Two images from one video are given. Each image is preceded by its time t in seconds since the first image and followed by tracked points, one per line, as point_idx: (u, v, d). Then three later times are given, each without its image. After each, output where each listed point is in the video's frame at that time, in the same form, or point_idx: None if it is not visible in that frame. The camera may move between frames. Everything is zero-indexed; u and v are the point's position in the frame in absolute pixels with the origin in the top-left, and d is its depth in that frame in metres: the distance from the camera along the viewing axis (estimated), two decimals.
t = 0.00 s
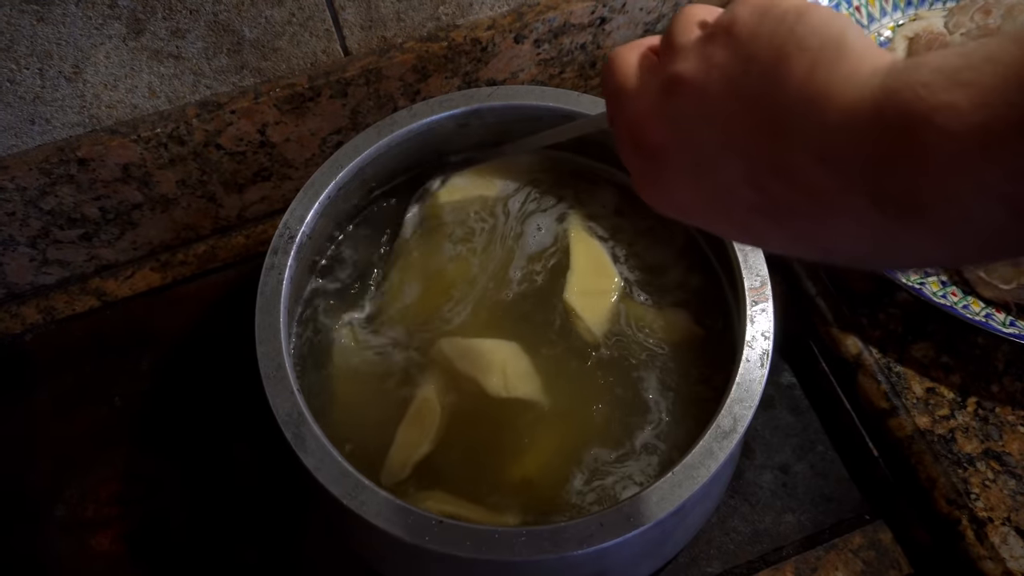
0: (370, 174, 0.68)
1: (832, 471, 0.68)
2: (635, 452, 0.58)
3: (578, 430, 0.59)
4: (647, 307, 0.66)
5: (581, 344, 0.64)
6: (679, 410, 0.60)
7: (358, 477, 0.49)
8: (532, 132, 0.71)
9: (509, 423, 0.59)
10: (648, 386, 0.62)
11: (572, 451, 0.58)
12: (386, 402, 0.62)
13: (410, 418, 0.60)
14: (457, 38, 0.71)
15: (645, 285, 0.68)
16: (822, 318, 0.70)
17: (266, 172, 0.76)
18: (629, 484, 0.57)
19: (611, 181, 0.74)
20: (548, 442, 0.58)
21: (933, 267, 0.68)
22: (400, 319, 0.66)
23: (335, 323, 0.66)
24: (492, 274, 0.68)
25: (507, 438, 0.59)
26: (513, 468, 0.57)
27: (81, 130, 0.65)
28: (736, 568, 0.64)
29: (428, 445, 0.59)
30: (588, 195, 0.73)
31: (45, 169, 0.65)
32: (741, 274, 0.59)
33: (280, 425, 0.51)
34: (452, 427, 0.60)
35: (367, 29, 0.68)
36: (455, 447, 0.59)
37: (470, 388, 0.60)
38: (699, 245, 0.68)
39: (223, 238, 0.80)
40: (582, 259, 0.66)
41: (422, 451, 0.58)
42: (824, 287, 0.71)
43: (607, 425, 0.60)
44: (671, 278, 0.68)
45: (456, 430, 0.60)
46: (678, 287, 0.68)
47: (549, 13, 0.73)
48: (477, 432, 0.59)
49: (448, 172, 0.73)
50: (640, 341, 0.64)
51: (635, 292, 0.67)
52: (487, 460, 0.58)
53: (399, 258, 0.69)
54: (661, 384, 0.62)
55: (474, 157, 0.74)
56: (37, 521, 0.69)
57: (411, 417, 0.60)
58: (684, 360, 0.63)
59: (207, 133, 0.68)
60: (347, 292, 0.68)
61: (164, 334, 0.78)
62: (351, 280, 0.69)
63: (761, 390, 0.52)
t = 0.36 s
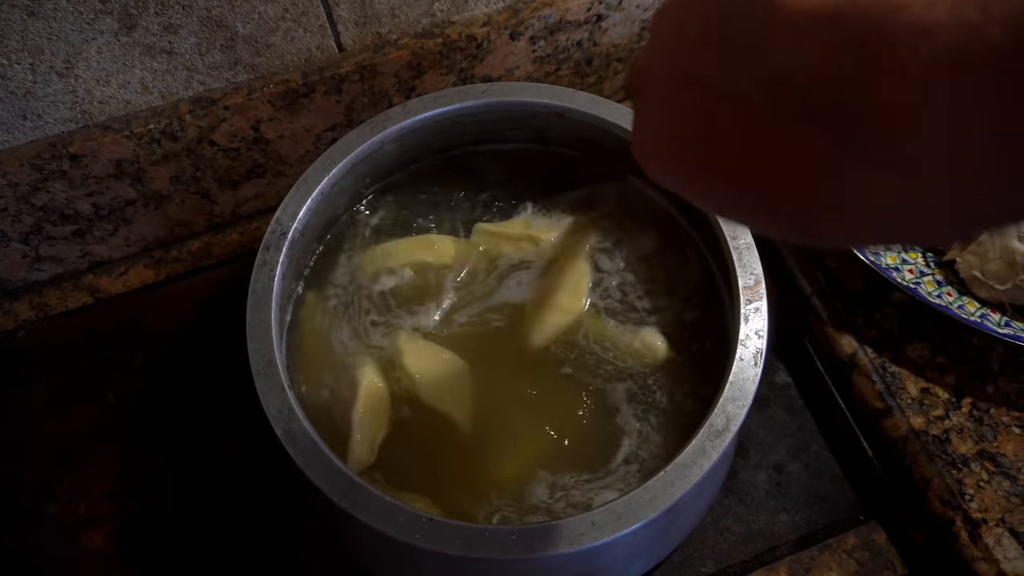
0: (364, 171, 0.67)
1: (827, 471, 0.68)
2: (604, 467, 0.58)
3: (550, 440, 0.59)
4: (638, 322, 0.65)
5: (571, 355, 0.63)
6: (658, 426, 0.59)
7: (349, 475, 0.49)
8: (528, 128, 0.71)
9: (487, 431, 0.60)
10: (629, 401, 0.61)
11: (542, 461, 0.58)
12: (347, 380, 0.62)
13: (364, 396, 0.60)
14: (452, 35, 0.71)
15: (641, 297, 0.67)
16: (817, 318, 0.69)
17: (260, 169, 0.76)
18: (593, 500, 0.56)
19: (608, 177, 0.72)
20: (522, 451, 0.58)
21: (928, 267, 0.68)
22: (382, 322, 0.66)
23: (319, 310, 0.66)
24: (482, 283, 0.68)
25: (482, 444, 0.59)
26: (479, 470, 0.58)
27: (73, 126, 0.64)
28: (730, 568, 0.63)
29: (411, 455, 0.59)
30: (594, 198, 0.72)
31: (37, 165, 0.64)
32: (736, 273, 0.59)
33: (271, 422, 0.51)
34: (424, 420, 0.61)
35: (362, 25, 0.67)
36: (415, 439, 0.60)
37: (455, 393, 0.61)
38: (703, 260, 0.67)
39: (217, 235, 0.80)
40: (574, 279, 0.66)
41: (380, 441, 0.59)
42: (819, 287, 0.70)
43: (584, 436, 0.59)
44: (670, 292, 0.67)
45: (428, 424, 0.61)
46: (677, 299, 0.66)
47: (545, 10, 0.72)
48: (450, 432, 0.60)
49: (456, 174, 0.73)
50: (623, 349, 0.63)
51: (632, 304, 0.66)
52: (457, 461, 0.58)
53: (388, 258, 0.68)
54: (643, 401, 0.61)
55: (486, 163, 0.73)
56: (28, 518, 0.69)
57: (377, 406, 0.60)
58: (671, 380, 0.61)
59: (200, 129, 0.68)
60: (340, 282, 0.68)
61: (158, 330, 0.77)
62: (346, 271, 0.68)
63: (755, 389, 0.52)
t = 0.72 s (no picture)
0: (365, 163, 0.67)
1: (828, 469, 0.67)
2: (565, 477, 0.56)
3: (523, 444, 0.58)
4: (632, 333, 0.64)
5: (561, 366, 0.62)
6: (629, 435, 0.58)
7: (347, 468, 0.49)
8: (530, 122, 0.71)
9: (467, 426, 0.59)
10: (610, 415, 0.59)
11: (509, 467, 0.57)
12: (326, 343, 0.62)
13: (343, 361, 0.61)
14: (455, 27, 0.71)
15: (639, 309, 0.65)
16: (820, 315, 0.69)
17: (261, 161, 0.75)
18: (556, 506, 0.55)
19: (611, 172, 0.72)
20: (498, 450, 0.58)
21: (932, 265, 0.67)
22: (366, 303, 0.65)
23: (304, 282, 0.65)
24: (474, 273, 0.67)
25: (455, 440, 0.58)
26: (452, 466, 0.57)
27: (73, 116, 0.64)
28: (730, 565, 0.63)
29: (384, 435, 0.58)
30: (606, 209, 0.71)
31: (37, 154, 0.64)
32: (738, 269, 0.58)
33: (269, 414, 0.51)
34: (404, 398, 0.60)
35: (364, 17, 0.67)
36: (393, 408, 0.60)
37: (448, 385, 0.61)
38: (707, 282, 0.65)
39: (218, 227, 0.80)
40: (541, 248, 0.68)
41: (356, 416, 0.60)
42: (822, 284, 0.70)
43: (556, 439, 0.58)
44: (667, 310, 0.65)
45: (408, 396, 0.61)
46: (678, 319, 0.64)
47: (549, 2, 0.72)
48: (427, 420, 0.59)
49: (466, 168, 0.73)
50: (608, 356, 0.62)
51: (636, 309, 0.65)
52: (428, 446, 0.58)
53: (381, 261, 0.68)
54: (623, 409, 0.60)
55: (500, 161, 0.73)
56: (26, 508, 0.69)
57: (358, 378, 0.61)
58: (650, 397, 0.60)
59: (202, 120, 0.68)
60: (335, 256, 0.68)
61: (158, 322, 0.77)
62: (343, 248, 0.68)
63: (756, 385, 0.52)
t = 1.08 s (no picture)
0: (371, 158, 0.67)
1: (835, 468, 0.67)
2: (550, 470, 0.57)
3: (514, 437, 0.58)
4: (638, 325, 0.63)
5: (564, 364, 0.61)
6: (623, 433, 0.58)
7: (353, 464, 0.49)
8: (536, 117, 0.70)
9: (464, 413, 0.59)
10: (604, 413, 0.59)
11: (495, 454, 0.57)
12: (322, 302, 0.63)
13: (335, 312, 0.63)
14: (462, 22, 0.70)
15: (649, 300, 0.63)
16: (827, 314, 0.69)
17: (267, 156, 0.75)
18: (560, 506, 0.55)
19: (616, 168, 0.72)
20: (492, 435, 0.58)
21: (941, 264, 0.67)
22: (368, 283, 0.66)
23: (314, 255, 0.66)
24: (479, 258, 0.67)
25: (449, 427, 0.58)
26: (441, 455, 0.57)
27: (80, 109, 0.64)
28: (735, 564, 0.63)
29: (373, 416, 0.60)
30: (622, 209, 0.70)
31: (43, 147, 0.64)
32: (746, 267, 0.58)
33: (276, 409, 0.51)
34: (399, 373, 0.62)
35: (371, 11, 0.67)
36: (384, 378, 0.62)
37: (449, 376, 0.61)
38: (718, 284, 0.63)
39: (223, 221, 0.80)
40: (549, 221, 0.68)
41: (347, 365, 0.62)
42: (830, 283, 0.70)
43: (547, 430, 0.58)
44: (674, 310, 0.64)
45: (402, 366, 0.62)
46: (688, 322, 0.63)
47: None
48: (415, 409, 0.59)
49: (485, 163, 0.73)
50: (607, 350, 0.62)
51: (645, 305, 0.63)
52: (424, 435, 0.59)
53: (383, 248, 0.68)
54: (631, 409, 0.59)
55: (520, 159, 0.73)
56: (30, 501, 0.69)
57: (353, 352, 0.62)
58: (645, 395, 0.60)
59: (208, 114, 0.68)
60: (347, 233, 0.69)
61: (163, 316, 0.77)
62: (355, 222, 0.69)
63: (765, 383, 0.52)
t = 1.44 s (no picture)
0: (377, 158, 0.67)
1: (841, 471, 0.66)
2: (545, 465, 0.57)
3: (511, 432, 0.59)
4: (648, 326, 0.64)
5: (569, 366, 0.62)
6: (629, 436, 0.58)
7: (359, 465, 0.49)
8: (543, 118, 0.70)
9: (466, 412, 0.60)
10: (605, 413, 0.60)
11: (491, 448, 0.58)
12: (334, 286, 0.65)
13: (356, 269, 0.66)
14: (469, 22, 0.70)
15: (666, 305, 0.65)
16: (834, 316, 0.68)
17: (272, 155, 0.75)
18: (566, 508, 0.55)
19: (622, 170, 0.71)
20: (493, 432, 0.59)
21: (949, 267, 0.67)
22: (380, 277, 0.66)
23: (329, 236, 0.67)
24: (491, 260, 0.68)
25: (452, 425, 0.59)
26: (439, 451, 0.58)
27: (85, 107, 0.63)
28: (740, 567, 0.63)
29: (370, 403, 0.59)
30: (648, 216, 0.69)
31: (49, 146, 0.64)
32: (754, 269, 0.57)
33: (281, 410, 0.51)
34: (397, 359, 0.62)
35: (378, 11, 0.67)
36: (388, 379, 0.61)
37: (456, 373, 0.62)
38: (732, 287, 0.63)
39: (227, 221, 0.80)
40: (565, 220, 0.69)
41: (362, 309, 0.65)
42: (837, 285, 0.69)
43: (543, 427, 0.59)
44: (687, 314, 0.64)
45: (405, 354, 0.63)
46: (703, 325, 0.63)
47: None
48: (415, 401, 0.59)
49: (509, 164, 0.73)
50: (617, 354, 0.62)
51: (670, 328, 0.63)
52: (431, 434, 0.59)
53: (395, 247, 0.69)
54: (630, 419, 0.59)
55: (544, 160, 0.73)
56: (35, 501, 0.69)
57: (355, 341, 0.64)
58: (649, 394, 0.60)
59: (213, 113, 0.67)
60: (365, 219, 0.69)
61: (167, 316, 0.77)
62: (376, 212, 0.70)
63: (773, 386, 0.51)
